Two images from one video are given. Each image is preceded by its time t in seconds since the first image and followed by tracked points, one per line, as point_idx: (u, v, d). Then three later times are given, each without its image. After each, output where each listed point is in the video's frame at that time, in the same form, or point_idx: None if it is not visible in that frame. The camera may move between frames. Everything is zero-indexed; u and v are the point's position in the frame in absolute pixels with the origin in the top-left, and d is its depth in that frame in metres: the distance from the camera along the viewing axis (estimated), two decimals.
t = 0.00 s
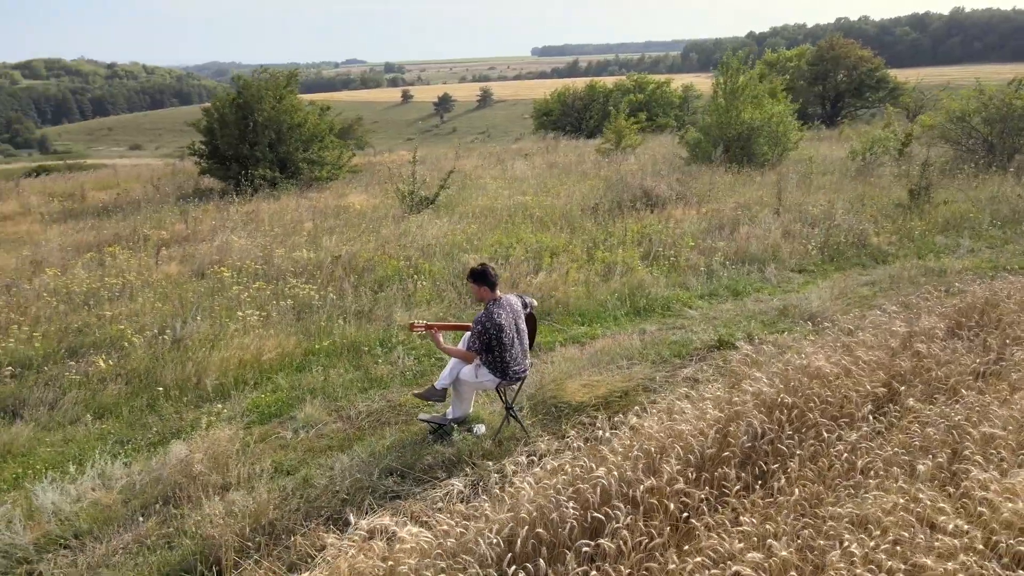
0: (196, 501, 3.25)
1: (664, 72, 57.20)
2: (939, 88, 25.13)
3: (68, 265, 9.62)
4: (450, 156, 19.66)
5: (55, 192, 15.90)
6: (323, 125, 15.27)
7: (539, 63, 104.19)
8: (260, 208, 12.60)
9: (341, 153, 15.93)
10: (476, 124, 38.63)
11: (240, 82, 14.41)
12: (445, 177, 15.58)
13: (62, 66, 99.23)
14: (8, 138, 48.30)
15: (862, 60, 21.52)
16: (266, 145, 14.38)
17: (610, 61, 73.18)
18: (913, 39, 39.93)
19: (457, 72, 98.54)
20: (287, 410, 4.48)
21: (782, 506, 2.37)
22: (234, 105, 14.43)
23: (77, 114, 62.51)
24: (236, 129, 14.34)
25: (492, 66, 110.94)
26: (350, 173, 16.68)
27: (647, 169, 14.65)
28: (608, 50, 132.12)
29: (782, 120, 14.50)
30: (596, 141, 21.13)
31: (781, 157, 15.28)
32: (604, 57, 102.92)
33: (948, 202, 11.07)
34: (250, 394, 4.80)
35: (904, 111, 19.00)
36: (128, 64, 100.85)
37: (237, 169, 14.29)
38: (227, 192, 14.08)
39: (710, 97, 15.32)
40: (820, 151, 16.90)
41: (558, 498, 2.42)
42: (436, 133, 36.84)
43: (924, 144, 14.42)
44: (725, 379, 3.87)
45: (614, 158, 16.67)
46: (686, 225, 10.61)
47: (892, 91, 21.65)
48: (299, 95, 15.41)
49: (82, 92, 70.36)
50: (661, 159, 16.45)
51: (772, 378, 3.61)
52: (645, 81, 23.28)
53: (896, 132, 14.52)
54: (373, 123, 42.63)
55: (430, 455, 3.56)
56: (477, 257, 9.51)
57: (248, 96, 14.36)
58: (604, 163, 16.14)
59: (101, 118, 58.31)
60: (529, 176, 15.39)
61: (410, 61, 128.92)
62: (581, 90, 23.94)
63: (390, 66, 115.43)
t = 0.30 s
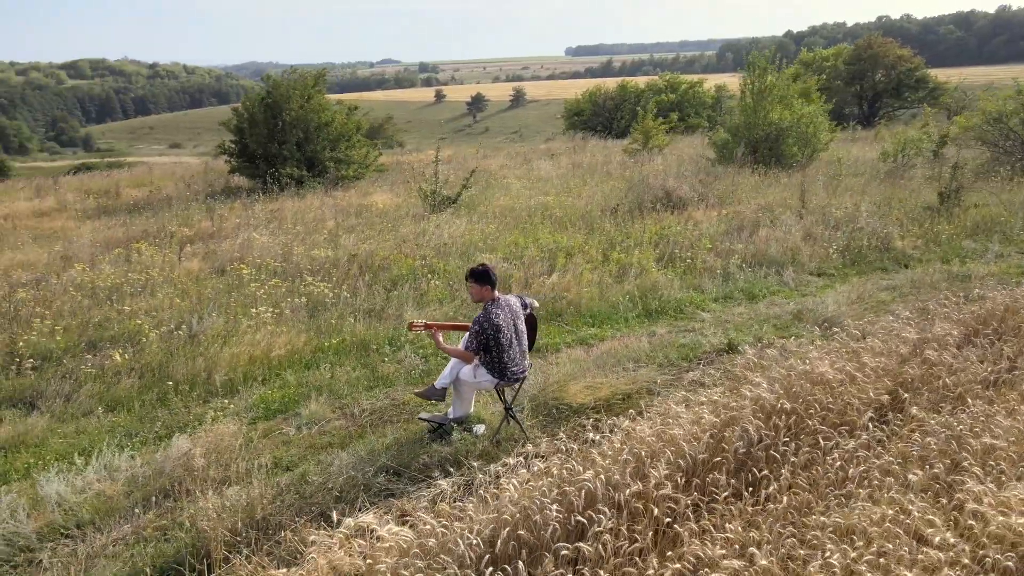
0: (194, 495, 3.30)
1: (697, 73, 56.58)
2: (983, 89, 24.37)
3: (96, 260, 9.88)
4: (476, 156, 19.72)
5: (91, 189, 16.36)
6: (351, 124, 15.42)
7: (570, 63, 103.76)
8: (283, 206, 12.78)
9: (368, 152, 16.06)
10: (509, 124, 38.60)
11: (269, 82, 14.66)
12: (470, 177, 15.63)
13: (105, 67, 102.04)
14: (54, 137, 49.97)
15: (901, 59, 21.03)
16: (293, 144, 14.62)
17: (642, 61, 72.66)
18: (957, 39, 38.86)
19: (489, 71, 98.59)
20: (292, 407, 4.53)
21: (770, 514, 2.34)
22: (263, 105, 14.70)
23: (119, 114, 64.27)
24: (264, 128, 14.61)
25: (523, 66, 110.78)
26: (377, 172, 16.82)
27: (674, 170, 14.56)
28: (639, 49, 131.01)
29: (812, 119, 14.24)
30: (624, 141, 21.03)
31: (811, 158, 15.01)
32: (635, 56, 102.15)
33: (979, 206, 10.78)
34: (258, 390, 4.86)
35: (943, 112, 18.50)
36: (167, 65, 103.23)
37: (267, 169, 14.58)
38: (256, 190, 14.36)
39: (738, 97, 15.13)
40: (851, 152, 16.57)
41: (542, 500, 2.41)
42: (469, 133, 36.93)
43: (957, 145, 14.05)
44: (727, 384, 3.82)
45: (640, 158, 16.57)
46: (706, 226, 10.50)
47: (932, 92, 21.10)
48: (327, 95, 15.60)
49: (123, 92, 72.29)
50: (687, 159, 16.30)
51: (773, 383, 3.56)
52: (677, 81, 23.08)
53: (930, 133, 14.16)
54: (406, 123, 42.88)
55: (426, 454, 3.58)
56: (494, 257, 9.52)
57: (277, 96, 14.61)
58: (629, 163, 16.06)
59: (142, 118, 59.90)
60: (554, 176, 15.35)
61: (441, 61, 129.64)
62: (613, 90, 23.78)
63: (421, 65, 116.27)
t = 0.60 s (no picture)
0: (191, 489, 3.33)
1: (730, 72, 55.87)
2: None
3: (122, 255, 10.09)
4: (503, 154, 19.75)
5: (123, 185, 16.74)
6: (377, 122, 15.53)
7: (599, 61, 103.19)
8: (304, 204, 12.92)
9: (394, 150, 16.14)
10: (541, 123, 38.48)
11: (297, 80, 14.85)
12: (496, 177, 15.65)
13: (143, 66, 104.34)
14: (96, 135, 51.50)
15: (941, 57, 20.51)
16: (320, 143, 14.79)
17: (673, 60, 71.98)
18: (1003, 37, 37.73)
19: (518, 70, 98.40)
20: (298, 404, 4.57)
21: (757, 524, 2.31)
22: (289, 103, 14.90)
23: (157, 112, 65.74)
24: (291, 127, 14.81)
25: (552, 64, 110.38)
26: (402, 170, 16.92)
27: (701, 169, 14.42)
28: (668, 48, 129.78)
29: (843, 119, 13.95)
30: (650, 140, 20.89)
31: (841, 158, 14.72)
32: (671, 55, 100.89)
33: (1011, 209, 10.47)
34: (265, 386, 4.91)
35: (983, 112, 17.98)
36: (203, 65, 105.19)
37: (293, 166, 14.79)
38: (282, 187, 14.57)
39: (766, 96, 14.91)
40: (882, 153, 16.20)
41: (528, 503, 2.40)
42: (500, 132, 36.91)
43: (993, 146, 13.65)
44: (729, 389, 3.76)
45: (666, 157, 16.44)
46: (725, 227, 10.37)
47: (973, 91, 20.52)
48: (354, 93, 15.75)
49: (161, 91, 73.88)
50: (714, 159, 16.09)
51: (776, 389, 3.50)
52: (708, 79, 22.85)
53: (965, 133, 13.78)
54: (438, 122, 42.97)
55: (423, 454, 3.58)
56: (511, 256, 9.50)
57: (305, 95, 14.80)
58: (654, 163, 15.95)
59: (178, 116, 61.15)
60: (577, 175, 15.28)
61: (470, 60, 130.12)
62: (645, 89, 23.56)
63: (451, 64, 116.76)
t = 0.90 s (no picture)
0: (189, 484, 3.36)
1: (763, 71, 55.02)
2: None
3: (147, 250, 10.27)
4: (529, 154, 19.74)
5: (153, 182, 17.08)
6: (402, 121, 15.61)
7: (628, 61, 102.48)
8: (326, 202, 13.05)
9: (419, 149, 16.19)
10: (571, 122, 38.32)
11: (324, 79, 15.05)
12: (519, 176, 15.65)
13: (179, 65, 106.37)
14: (135, 133, 52.84)
15: (981, 56, 19.90)
16: (345, 141, 14.93)
17: (704, 60, 71.32)
18: None
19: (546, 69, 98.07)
20: (303, 401, 4.61)
21: (745, 532, 2.27)
22: (315, 102, 15.08)
23: (194, 112, 67.40)
24: (317, 125, 14.98)
25: (580, 63, 109.76)
26: (426, 168, 16.98)
27: (725, 169, 14.26)
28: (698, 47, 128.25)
29: (873, 119, 13.64)
30: (677, 140, 20.72)
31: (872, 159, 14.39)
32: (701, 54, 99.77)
33: None
34: (273, 383, 4.96)
35: None
36: (236, 64, 106.87)
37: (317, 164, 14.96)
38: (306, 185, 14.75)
39: (794, 96, 14.67)
40: (914, 154, 15.83)
41: (513, 506, 2.38)
42: (529, 131, 36.86)
43: None
44: (733, 394, 3.70)
45: (691, 157, 16.30)
46: (744, 229, 10.23)
47: (1016, 91, 19.87)
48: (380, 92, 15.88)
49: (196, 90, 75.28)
50: (741, 160, 15.86)
51: (778, 395, 3.44)
52: (739, 78, 22.55)
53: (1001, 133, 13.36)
54: (468, 121, 43.08)
55: (422, 453, 3.58)
56: (528, 255, 9.48)
57: (330, 94, 14.97)
58: (677, 163, 15.83)
59: (212, 115, 62.27)
60: (600, 175, 15.18)
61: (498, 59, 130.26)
62: (676, 87, 23.18)
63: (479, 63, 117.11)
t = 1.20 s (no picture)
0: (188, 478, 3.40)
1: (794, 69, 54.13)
2: None
3: (169, 246, 10.45)
4: (553, 152, 19.72)
5: (181, 179, 17.40)
6: (424, 120, 15.67)
7: (654, 59, 101.55)
8: (346, 199, 13.15)
9: (441, 147, 16.24)
10: (598, 121, 38.13)
11: (348, 78, 15.23)
12: (540, 176, 15.63)
13: (212, 63, 108.24)
14: (169, 130, 54.02)
15: (1020, 54, 19.30)
16: (367, 139, 15.03)
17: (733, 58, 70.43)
18: None
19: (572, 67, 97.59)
20: (308, 399, 4.65)
21: (731, 540, 2.24)
22: (338, 100, 15.23)
23: (226, 110, 68.68)
24: (340, 123, 15.13)
25: (606, 61, 109.02)
26: (448, 167, 17.03)
27: (747, 169, 14.09)
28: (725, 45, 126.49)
29: (901, 118, 13.34)
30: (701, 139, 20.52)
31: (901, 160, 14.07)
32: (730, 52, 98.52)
33: None
34: (279, 380, 5.01)
35: None
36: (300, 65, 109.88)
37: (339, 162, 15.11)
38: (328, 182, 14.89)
39: (819, 95, 14.43)
40: (945, 155, 15.44)
41: (500, 507, 2.37)
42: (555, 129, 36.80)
43: None
44: (735, 398, 3.65)
45: (714, 157, 16.14)
46: (762, 230, 10.10)
47: None
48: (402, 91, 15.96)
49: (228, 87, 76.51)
50: (766, 159, 15.64)
51: (778, 400, 3.39)
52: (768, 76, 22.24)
53: None
54: (495, 119, 43.18)
55: (419, 452, 3.59)
56: (543, 255, 9.45)
57: (354, 92, 15.11)
58: (699, 162, 15.69)
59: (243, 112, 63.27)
60: (621, 174, 15.09)
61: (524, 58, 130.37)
62: (703, 85, 22.91)
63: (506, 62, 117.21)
